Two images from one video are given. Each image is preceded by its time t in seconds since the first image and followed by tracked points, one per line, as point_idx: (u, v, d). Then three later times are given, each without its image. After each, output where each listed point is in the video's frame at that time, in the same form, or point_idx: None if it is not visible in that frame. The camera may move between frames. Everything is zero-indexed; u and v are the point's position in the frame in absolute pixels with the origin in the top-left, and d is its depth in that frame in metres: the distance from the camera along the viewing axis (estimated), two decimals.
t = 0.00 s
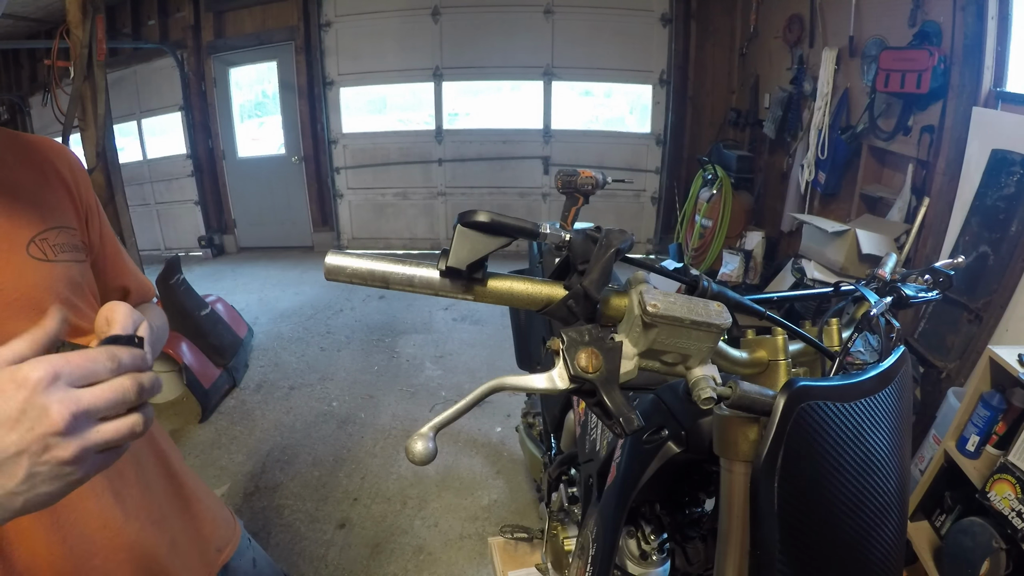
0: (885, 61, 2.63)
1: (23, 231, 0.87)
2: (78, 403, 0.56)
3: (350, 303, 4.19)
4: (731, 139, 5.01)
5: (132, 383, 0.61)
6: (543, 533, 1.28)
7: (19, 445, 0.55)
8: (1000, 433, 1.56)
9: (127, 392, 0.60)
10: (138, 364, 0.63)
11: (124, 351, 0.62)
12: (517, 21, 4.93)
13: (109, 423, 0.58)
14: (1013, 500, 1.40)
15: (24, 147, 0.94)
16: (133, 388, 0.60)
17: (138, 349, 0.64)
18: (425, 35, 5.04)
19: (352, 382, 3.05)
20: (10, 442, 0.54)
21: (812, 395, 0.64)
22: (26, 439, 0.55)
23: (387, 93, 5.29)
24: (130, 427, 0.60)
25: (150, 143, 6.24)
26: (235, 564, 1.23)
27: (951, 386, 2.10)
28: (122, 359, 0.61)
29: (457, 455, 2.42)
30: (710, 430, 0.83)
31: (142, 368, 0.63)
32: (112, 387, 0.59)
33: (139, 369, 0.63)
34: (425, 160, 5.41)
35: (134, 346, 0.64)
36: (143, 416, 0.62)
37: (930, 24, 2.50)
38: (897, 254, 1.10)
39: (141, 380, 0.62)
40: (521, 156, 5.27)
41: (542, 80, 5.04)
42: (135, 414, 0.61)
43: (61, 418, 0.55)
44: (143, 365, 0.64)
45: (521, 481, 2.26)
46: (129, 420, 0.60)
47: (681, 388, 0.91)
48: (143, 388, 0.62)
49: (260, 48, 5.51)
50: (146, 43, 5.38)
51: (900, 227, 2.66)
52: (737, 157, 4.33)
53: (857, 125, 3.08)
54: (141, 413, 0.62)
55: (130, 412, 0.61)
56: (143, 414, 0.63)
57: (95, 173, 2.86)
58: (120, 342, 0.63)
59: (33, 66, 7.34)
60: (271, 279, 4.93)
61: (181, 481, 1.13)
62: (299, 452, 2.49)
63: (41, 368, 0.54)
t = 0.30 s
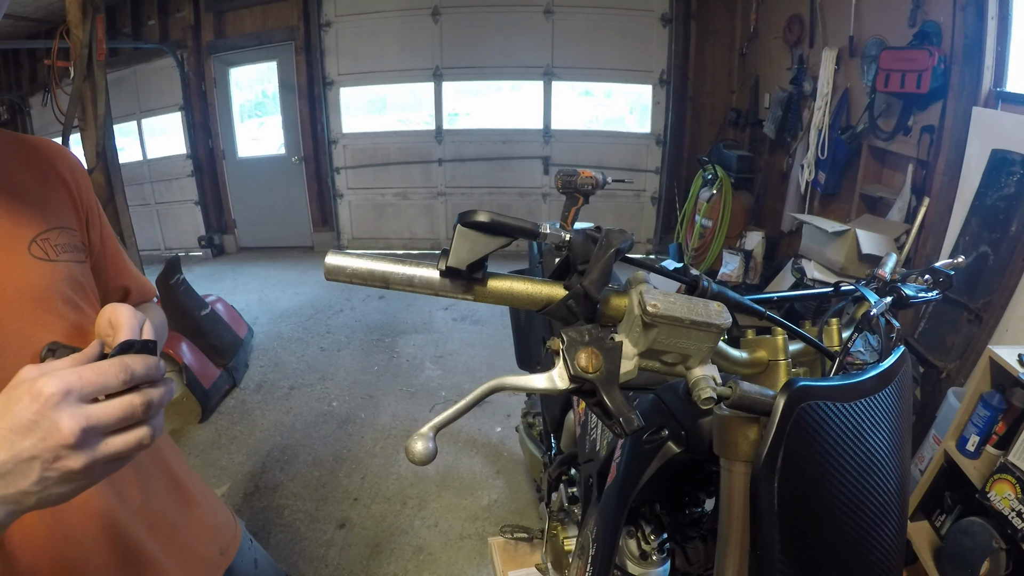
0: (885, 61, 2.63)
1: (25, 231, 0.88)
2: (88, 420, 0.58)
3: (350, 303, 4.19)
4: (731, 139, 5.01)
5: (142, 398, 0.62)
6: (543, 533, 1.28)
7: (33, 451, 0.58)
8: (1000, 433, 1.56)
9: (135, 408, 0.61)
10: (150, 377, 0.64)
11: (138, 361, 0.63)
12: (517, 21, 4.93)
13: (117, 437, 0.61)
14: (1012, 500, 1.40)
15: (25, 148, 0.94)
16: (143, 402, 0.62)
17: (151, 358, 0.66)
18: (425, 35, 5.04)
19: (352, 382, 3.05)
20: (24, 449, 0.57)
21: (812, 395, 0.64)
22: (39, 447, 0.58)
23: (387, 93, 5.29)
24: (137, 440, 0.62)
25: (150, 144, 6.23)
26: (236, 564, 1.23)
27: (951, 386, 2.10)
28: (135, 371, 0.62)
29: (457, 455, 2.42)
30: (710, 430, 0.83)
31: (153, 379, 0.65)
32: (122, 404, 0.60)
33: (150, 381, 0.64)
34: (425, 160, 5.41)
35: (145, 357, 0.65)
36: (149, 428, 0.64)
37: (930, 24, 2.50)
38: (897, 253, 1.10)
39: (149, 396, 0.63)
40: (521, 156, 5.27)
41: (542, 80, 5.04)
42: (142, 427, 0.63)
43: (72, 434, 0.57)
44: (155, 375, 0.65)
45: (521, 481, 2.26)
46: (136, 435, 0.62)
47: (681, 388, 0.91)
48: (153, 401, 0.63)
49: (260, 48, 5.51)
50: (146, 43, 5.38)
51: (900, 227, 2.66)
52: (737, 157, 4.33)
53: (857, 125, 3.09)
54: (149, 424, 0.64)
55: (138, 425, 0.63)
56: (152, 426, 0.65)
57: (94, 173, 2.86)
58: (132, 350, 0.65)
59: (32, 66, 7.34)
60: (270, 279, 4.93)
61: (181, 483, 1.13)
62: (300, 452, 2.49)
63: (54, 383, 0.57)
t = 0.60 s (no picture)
0: (885, 61, 2.63)
1: (25, 230, 0.87)
2: (90, 401, 0.59)
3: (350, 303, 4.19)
4: (731, 139, 5.01)
5: (143, 380, 0.62)
6: (543, 533, 1.28)
7: (42, 433, 0.59)
8: (1000, 433, 1.56)
9: (137, 390, 0.61)
10: (157, 359, 0.64)
11: (142, 345, 0.63)
12: (517, 21, 4.94)
13: (121, 418, 0.61)
14: (1013, 500, 1.40)
15: (26, 147, 0.94)
16: (146, 384, 0.62)
17: (159, 340, 0.65)
18: (425, 35, 5.04)
19: (352, 382, 3.05)
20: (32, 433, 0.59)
21: (812, 395, 0.64)
22: (46, 430, 0.59)
23: (387, 93, 5.29)
24: (140, 421, 0.62)
25: (150, 144, 6.24)
26: (235, 564, 1.22)
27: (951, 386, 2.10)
28: (138, 355, 0.62)
29: (457, 455, 2.42)
30: (710, 430, 0.83)
31: (159, 362, 0.64)
32: (121, 385, 0.60)
33: (156, 364, 0.64)
34: (425, 160, 5.41)
35: (153, 341, 0.65)
36: (154, 409, 0.64)
37: (930, 24, 2.50)
38: (897, 253, 1.10)
39: (152, 377, 0.63)
40: (521, 156, 5.27)
41: (542, 80, 5.04)
42: (147, 408, 0.63)
43: (74, 415, 0.58)
44: (162, 358, 0.65)
45: (521, 481, 2.26)
46: (136, 415, 0.62)
47: (681, 388, 0.91)
48: (156, 384, 0.63)
49: (260, 48, 5.51)
50: (146, 43, 5.38)
51: (900, 227, 2.66)
52: (737, 157, 4.33)
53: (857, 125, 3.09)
54: (155, 407, 0.64)
55: (141, 404, 0.63)
56: (158, 407, 0.65)
57: (94, 173, 2.86)
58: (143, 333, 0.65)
59: (32, 66, 7.34)
60: (271, 279, 4.93)
61: (182, 480, 1.13)
62: (300, 452, 2.49)
63: (58, 367, 0.58)
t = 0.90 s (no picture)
0: (885, 61, 2.63)
1: (25, 229, 0.87)
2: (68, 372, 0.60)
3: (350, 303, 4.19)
4: (731, 139, 5.01)
5: (120, 350, 0.63)
6: (543, 533, 1.28)
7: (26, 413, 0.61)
8: (1000, 433, 1.56)
9: (114, 360, 0.63)
10: (137, 331, 0.65)
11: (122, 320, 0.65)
12: (518, 22, 4.94)
13: (103, 386, 0.62)
14: (1013, 500, 1.40)
15: (25, 146, 0.94)
16: (127, 354, 0.64)
17: (139, 315, 0.67)
18: (425, 35, 5.04)
19: (351, 382, 3.05)
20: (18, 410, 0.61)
21: (813, 395, 0.64)
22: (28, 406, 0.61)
23: (388, 93, 5.29)
24: (121, 389, 0.63)
25: (150, 144, 6.24)
26: (237, 562, 1.22)
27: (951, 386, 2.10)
28: (118, 328, 0.64)
29: (457, 455, 2.42)
30: (710, 430, 0.83)
31: (141, 335, 0.66)
32: (97, 357, 0.62)
33: (138, 336, 0.65)
34: (425, 160, 5.41)
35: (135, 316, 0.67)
36: (138, 378, 0.65)
37: (930, 24, 2.50)
38: (897, 254, 1.10)
39: (130, 347, 0.64)
40: (521, 156, 5.27)
41: (542, 80, 5.04)
42: (130, 376, 0.64)
43: (54, 385, 0.60)
44: (143, 332, 0.66)
45: (521, 481, 2.26)
46: (118, 383, 0.63)
47: (681, 388, 0.91)
48: (135, 354, 0.65)
49: (260, 48, 5.51)
50: (147, 43, 5.38)
51: (900, 227, 2.66)
52: (737, 157, 4.33)
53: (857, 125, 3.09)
54: (140, 376, 0.65)
55: (125, 375, 0.64)
56: (145, 376, 0.65)
57: (94, 173, 2.86)
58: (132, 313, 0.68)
59: (32, 66, 7.34)
60: (271, 279, 4.93)
61: (181, 479, 1.13)
62: (300, 452, 2.49)
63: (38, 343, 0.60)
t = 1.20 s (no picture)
0: (885, 60, 2.63)
1: (29, 230, 0.87)
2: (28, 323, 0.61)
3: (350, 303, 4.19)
4: (731, 139, 5.00)
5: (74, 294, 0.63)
6: (543, 533, 1.28)
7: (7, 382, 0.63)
8: (1000, 433, 1.56)
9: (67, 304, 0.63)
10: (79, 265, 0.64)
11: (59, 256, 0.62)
12: (518, 22, 4.94)
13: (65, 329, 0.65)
14: (1012, 500, 1.40)
15: (27, 146, 0.94)
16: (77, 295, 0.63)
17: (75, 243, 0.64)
18: (425, 35, 5.04)
19: (351, 382, 3.05)
20: None
21: (813, 395, 0.64)
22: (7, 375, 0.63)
23: (387, 93, 5.29)
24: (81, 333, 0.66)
25: (150, 143, 6.24)
26: (238, 562, 1.22)
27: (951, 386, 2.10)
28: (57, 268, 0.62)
29: (457, 455, 2.42)
30: (710, 430, 0.83)
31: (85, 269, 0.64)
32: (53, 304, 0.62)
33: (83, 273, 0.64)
34: (425, 160, 5.41)
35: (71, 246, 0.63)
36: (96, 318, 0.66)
37: (930, 24, 2.50)
38: (897, 254, 1.10)
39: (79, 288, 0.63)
40: (521, 156, 5.27)
41: (542, 80, 5.04)
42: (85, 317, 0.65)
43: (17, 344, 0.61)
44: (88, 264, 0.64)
45: (521, 481, 2.26)
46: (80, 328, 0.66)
47: (681, 389, 0.91)
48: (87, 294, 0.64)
49: (260, 48, 5.51)
50: (147, 43, 5.38)
51: (900, 227, 2.66)
52: (737, 157, 4.33)
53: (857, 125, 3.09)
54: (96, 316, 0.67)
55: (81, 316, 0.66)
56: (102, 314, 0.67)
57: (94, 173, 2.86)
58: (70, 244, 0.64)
59: (32, 66, 7.35)
60: (270, 279, 4.93)
61: (182, 478, 1.12)
62: (300, 452, 2.49)
63: None
